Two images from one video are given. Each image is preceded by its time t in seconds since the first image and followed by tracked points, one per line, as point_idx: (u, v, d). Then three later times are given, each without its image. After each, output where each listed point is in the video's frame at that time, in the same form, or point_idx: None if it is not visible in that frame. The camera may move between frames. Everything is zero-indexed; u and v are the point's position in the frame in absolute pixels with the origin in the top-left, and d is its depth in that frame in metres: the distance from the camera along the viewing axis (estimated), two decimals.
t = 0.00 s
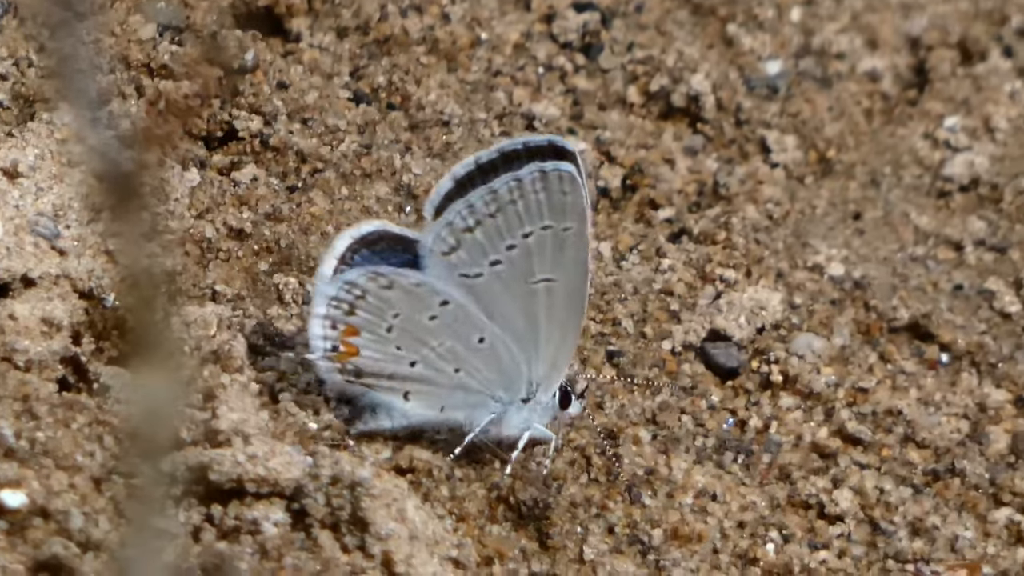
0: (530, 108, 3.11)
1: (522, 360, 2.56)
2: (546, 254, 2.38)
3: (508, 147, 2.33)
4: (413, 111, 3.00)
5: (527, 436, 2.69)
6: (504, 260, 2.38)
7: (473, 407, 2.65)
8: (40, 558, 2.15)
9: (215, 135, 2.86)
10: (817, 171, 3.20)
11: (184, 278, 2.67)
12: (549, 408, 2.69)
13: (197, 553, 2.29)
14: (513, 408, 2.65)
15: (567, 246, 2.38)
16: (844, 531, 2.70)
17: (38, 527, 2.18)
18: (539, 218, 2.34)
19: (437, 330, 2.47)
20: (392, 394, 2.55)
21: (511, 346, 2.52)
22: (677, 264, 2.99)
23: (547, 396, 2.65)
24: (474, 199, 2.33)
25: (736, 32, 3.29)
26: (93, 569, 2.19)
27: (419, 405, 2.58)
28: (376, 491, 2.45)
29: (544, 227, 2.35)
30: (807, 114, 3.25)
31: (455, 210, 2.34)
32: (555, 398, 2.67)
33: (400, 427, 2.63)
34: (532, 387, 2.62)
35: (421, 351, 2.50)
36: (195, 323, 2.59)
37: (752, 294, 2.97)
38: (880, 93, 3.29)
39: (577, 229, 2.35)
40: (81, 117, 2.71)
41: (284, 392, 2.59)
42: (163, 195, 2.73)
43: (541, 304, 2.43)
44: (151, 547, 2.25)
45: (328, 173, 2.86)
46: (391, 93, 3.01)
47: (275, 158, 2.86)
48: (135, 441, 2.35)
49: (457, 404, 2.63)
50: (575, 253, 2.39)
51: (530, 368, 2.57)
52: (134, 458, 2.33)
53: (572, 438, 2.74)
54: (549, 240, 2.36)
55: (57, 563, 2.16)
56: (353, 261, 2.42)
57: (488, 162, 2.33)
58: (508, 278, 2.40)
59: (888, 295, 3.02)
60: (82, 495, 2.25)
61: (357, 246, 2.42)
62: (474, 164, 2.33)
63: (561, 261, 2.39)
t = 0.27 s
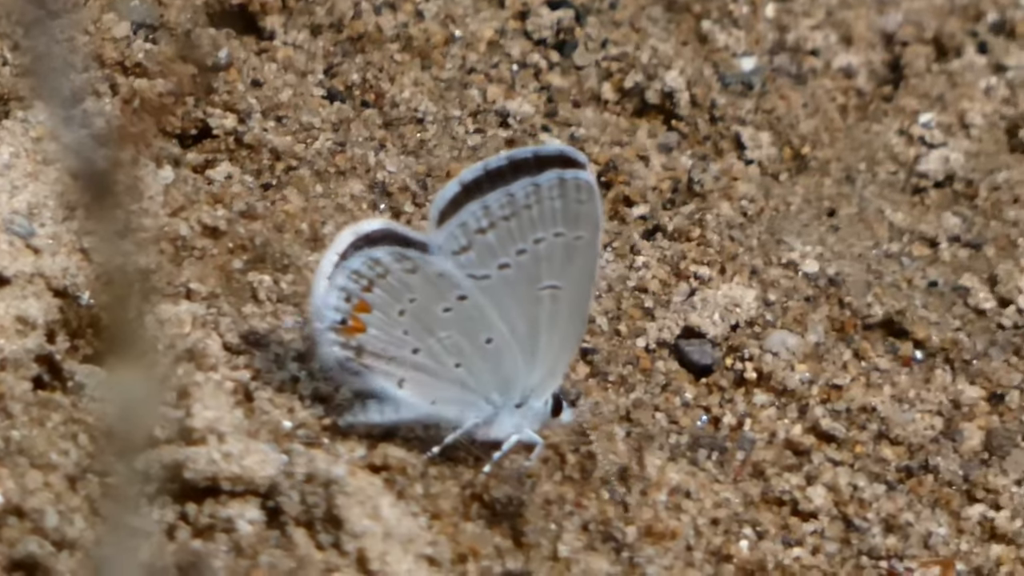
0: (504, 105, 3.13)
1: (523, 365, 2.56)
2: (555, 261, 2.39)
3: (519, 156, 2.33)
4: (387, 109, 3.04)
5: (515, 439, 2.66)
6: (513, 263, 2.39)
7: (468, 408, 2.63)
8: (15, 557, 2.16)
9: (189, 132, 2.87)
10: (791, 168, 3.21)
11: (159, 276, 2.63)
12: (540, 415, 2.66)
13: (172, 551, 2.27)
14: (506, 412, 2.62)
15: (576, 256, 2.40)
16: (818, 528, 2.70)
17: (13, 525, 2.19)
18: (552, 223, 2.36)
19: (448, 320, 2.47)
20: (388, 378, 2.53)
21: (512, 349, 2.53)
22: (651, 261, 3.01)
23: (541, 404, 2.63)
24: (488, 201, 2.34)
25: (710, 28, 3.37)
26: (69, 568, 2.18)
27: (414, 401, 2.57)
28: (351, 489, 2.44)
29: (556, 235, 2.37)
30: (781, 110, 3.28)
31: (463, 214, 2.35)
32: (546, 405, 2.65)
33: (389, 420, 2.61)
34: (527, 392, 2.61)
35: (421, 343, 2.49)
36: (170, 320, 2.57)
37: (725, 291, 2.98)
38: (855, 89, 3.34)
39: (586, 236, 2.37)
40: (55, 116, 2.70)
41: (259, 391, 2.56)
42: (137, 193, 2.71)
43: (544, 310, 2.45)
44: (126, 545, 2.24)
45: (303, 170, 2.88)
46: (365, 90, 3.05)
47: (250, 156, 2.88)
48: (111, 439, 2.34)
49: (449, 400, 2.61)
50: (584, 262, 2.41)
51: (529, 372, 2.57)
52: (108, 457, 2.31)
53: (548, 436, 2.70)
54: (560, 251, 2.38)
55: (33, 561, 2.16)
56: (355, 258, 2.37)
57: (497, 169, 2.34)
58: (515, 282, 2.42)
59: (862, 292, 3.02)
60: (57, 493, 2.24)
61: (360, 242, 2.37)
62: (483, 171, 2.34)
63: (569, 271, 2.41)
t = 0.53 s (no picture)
0: (481, 105, 3.13)
1: (504, 379, 2.44)
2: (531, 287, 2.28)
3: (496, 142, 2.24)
4: (365, 109, 3.05)
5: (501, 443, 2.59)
6: (489, 296, 2.27)
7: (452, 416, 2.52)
8: None
9: (167, 133, 2.89)
10: (770, 168, 3.20)
11: (139, 278, 2.62)
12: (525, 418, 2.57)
13: (155, 556, 2.24)
14: (491, 418, 2.52)
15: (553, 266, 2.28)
16: (802, 531, 2.69)
17: None
18: (525, 256, 2.24)
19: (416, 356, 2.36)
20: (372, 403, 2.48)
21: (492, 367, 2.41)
22: (631, 262, 3.00)
23: (525, 407, 2.52)
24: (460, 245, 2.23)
25: (686, 28, 3.36)
26: (52, 572, 2.14)
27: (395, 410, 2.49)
28: (334, 492, 2.43)
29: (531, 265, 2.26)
30: (758, 110, 3.27)
31: (439, 208, 2.25)
32: (532, 408, 2.55)
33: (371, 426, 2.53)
34: (510, 399, 2.50)
35: (398, 376, 2.39)
36: (150, 322, 2.54)
37: (706, 292, 2.97)
38: (832, 89, 3.33)
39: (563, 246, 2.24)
40: (33, 116, 2.72)
41: (241, 393, 2.55)
42: (115, 194, 2.72)
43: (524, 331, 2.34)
44: (110, 549, 2.18)
45: (281, 171, 2.88)
46: (343, 91, 3.06)
47: (228, 157, 2.88)
48: (93, 443, 2.31)
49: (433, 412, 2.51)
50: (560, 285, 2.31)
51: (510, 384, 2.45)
52: (92, 460, 2.28)
53: (530, 439, 2.66)
54: (536, 273, 2.27)
55: (16, 566, 2.14)
56: (337, 254, 2.29)
57: (473, 158, 2.24)
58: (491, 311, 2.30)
59: (842, 293, 3.01)
60: (40, 498, 2.22)
61: (341, 239, 2.28)
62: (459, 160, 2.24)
63: (546, 293, 2.30)
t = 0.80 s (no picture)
0: (470, 106, 3.14)
1: (500, 385, 2.47)
2: (529, 316, 2.31)
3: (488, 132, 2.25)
4: (353, 110, 3.06)
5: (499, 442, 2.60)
6: (487, 326, 2.31)
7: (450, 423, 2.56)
8: None
9: (155, 135, 2.88)
10: (759, 169, 3.19)
11: (127, 279, 2.61)
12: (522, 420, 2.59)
13: (145, 555, 2.25)
14: (489, 420, 2.56)
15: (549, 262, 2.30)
16: (794, 531, 2.68)
17: None
18: (525, 295, 2.26)
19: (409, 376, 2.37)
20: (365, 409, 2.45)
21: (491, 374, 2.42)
22: (620, 263, 3.01)
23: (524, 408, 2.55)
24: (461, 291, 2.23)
25: (674, 30, 3.35)
26: (42, 571, 2.18)
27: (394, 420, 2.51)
28: (324, 492, 2.40)
29: (530, 301, 2.28)
30: (746, 111, 3.26)
31: (433, 203, 2.27)
32: (528, 409, 2.56)
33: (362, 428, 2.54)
34: (507, 402, 2.53)
35: (392, 394, 2.41)
36: (139, 324, 2.54)
37: (695, 293, 2.97)
38: (820, 91, 3.32)
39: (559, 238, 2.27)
40: (22, 118, 2.73)
41: (230, 393, 2.53)
42: (103, 195, 2.71)
43: (521, 349, 2.37)
44: (98, 550, 2.24)
45: (269, 173, 2.88)
46: (331, 92, 3.07)
47: (217, 158, 2.88)
48: (83, 442, 2.35)
49: (432, 419, 2.52)
50: (558, 310, 2.33)
51: (508, 391, 2.49)
52: (82, 461, 2.33)
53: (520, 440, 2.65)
54: (532, 304, 2.29)
55: (6, 565, 2.15)
56: (311, 279, 2.33)
57: (466, 149, 2.25)
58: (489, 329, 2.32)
59: (832, 294, 3.00)
60: (30, 497, 2.24)
61: (312, 265, 2.32)
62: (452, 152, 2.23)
63: (542, 317, 2.32)
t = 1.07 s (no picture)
0: (467, 107, 3.13)
1: (505, 391, 2.41)
2: (535, 317, 2.29)
3: (502, 131, 2.27)
4: (351, 111, 3.06)
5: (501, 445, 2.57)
6: (491, 328, 2.27)
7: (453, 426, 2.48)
8: None
9: (152, 136, 2.88)
10: (756, 170, 3.19)
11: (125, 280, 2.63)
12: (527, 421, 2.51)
13: (143, 556, 2.26)
14: (493, 422, 2.48)
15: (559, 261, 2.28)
16: (790, 532, 2.68)
17: None
18: (529, 294, 2.24)
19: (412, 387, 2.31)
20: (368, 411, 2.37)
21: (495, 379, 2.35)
22: (617, 264, 3.01)
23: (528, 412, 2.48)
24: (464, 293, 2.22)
25: (671, 30, 3.36)
26: (40, 572, 2.18)
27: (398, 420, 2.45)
28: (321, 493, 2.40)
29: (534, 301, 2.26)
30: (744, 112, 3.26)
31: (444, 200, 2.25)
32: (534, 411, 2.49)
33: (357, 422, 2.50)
34: (511, 404, 2.45)
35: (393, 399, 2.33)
36: (136, 325, 2.55)
37: (693, 294, 2.98)
38: (817, 91, 3.32)
39: (569, 236, 2.26)
40: (19, 119, 2.72)
41: (227, 394, 2.52)
42: (101, 196, 2.72)
43: (526, 351, 2.33)
44: (97, 550, 2.24)
45: (267, 174, 2.88)
46: (329, 93, 3.07)
47: (214, 160, 2.89)
48: (81, 443, 2.35)
49: (435, 419, 2.45)
50: (564, 311, 2.31)
51: (510, 393, 2.41)
52: (79, 461, 2.33)
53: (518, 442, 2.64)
54: (537, 305, 2.27)
55: (5, 567, 2.16)
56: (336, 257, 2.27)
57: (479, 146, 2.25)
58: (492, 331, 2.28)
59: (829, 295, 3.00)
60: (28, 498, 2.24)
61: (337, 242, 2.27)
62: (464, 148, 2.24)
63: (547, 319, 2.30)
